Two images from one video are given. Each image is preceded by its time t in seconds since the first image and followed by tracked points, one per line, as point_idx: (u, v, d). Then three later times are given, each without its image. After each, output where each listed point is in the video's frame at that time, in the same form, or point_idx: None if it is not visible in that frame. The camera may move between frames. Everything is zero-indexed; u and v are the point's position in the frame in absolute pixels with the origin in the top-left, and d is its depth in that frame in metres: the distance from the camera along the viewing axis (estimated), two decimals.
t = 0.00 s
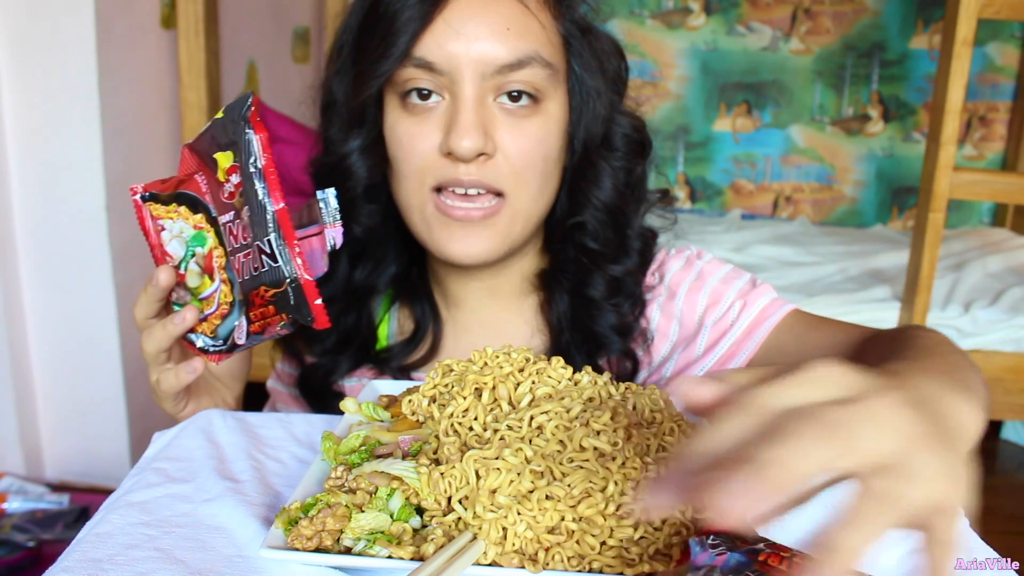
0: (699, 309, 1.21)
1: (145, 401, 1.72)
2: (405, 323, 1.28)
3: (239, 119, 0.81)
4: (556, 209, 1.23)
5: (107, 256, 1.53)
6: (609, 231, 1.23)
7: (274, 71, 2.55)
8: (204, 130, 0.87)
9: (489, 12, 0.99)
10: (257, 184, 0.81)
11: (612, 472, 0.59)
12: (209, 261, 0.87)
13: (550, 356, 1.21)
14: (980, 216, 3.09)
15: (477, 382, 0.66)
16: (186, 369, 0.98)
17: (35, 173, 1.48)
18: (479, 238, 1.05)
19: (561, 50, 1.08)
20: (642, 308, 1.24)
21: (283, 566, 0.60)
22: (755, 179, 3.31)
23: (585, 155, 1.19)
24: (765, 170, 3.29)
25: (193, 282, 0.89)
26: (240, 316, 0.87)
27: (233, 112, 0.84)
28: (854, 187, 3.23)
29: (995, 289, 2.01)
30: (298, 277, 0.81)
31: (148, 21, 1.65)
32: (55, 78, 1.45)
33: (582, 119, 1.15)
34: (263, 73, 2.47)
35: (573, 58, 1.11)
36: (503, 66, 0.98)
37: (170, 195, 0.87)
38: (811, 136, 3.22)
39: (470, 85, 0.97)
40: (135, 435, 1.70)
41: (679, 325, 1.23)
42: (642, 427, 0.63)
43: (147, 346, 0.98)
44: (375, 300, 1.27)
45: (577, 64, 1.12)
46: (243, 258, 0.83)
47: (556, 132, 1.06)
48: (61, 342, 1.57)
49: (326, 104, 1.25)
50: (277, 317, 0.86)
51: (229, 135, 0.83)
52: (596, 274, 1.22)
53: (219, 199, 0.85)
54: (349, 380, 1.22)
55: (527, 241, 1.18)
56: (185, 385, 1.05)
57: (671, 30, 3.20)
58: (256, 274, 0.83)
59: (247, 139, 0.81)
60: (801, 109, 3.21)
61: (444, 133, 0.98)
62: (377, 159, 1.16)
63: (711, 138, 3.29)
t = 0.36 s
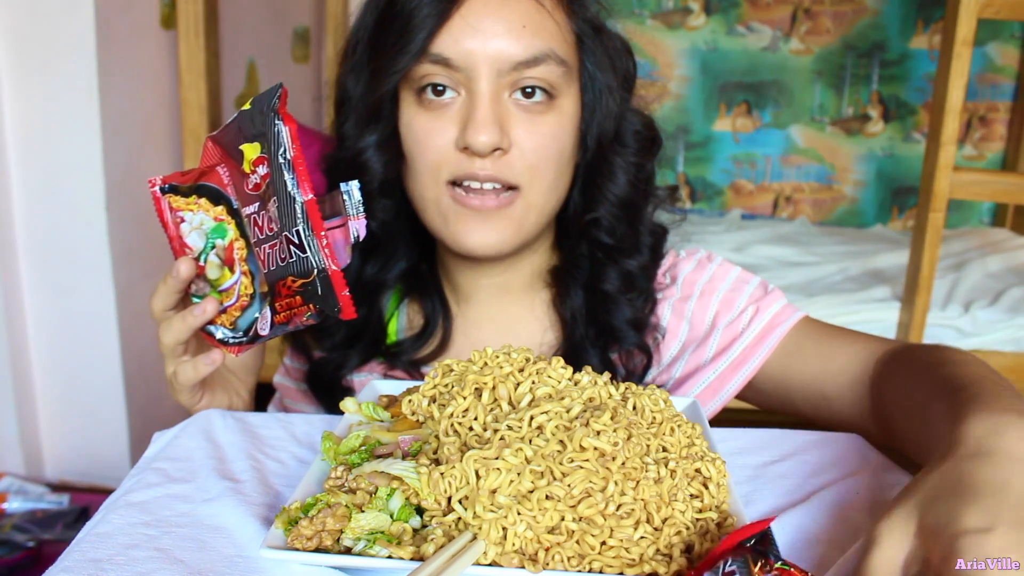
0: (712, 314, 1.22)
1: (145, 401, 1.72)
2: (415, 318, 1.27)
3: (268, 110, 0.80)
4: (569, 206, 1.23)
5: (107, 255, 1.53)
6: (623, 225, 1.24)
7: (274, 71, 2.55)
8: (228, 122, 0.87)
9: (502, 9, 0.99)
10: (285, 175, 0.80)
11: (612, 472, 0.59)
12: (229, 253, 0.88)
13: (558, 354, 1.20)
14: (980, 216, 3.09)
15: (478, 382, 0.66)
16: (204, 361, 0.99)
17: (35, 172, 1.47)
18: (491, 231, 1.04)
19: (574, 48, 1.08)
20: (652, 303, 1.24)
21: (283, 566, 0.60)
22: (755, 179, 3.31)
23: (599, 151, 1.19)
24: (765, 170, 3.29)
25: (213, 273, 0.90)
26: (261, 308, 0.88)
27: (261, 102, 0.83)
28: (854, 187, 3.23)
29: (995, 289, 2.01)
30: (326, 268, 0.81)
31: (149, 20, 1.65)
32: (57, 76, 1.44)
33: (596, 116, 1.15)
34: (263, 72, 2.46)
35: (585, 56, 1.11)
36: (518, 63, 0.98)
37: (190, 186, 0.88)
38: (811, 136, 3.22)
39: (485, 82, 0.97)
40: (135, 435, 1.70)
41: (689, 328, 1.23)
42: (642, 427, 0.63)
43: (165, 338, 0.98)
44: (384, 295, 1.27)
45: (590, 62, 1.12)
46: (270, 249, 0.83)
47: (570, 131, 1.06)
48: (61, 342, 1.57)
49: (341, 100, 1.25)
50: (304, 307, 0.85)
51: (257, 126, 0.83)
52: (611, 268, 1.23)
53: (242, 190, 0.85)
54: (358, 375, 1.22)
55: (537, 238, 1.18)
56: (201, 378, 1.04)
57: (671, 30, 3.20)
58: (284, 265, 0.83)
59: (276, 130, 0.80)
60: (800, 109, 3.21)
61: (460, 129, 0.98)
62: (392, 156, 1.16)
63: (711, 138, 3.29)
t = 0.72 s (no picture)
0: (699, 313, 1.22)
1: (145, 401, 1.72)
2: (415, 320, 1.28)
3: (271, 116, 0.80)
4: (568, 208, 1.22)
5: (106, 255, 1.53)
6: (621, 228, 1.23)
7: (274, 71, 2.55)
8: (231, 125, 0.87)
9: (504, 10, 0.99)
10: (286, 181, 0.80)
11: (612, 472, 0.59)
12: (230, 257, 0.88)
13: (558, 355, 1.21)
14: (980, 217, 3.09)
15: (478, 383, 0.66)
16: (203, 364, 0.99)
17: (35, 173, 1.47)
18: (491, 235, 1.04)
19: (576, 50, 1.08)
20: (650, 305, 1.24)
21: (284, 566, 0.60)
22: (755, 179, 3.31)
23: (598, 153, 1.19)
24: (765, 170, 3.29)
25: (214, 277, 0.90)
26: (261, 312, 0.88)
27: (265, 107, 0.82)
28: (854, 187, 3.23)
29: (995, 289, 2.01)
30: (325, 274, 0.81)
31: (149, 20, 1.65)
32: (56, 77, 1.45)
33: (596, 118, 1.14)
34: (263, 72, 2.47)
35: (586, 57, 1.11)
36: (519, 63, 0.98)
37: (192, 189, 0.88)
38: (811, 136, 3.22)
39: (486, 83, 0.97)
40: (136, 435, 1.70)
41: (682, 328, 1.24)
42: (642, 427, 0.63)
43: (165, 341, 0.98)
44: (385, 297, 1.27)
45: (591, 63, 1.12)
46: (270, 254, 0.83)
47: (570, 132, 1.06)
48: (61, 343, 1.57)
49: (341, 101, 1.25)
50: (303, 313, 0.85)
51: (259, 131, 0.82)
52: (609, 271, 1.23)
53: (244, 194, 0.85)
54: (357, 376, 1.22)
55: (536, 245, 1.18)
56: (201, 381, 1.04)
57: (671, 30, 3.20)
58: (284, 270, 0.83)
59: (279, 135, 0.80)
60: (801, 109, 3.21)
61: (461, 131, 0.98)
62: (393, 156, 1.15)
63: (711, 138, 3.29)
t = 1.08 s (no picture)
0: (704, 313, 1.22)
1: (145, 401, 1.72)
2: (410, 321, 1.27)
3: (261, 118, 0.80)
4: (564, 207, 1.23)
5: (106, 255, 1.53)
6: (617, 227, 1.24)
7: (275, 71, 2.55)
8: (223, 128, 0.87)
9: (501, 12, 0.99)
10: (276, 183, 0.80)
11: (612, 472, 0.59)
12: (223, 259, 0.88)
13: (556, 354, 1.21)
14: (980, 216, 3.09)
15: (477, 382, 0.66)
16: (197, 366, 0.99)
17: (35, 173, 1.47)
18: (491, 232, 1.04)
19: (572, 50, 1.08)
20: (646, 304, 1.24)
21: (284, 566, 0.60)
22: (755, 179, 3.31)
23: (593, 153, 1.20)
24: (765, 170, 3.29)
25: (207, 279, 0.90)
26: (253, 314, 0.88)
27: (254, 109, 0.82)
28: (854, 187, 3.23)
29: (995, 289, 2.01)
30: (315, 276, 0.81)
31: (148, 21, 1.65)
32: (56, 77, 1.45)
33: (591, 118, 1.15)
34: (263, 72, 2.47)
35: (582, 58, 1.12)
36: (515, 66, 0.98)
37: (185, 192, 0.88)
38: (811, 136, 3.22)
39: (484, 86, 0.97)
40: (135, 435, 1.70)
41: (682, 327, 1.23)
42: (642, 428, 0.63)
43: (160, 342, 0.98)
44: (381, 298, 1.27)
45: (587, 64, 1.12)
46: (261, 256, 0.83)
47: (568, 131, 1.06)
48: (62, 343, 1.57)
49: (335, 103, 1.25)
50: (294, 315, 0.84)
51: (250, 134, 0.82)
52: (604, 270, 1.23)
53: (236, 197, 0.85)
54: (357, 376, 1.22)
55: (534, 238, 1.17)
56: (197, 382, 1.05)
57: (671, 30, 3.19)
58: (273, 272, 0.83)
59: (268, 137, 0.80)
60: (801, 109, 3.21)
61: (460, 133, 0.98)
62: (389, 161, 1.14)
63: (711, 138, 3.29)
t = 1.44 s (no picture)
0: (705, 320, 1.22)
1: (145, 401, 1.72)
2: (413, 323, 1.27)
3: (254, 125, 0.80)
4: (569, 206, 1.23)
5: (106, 255, 1.53)
6: (622, 224, 1.24)
7: (275, 71, 2.55)
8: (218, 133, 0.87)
9: (504, 8, 0.99)
10: (268, 191, 0.79)
11: (612, 472, 0.59)
12: (219, 264, 0.88)
13: (557, 355, 1.21)
14: (980, 217, 3.09)
15: (478, 382, 0.66)
16: (194, 371, 0.99)
17: (35, 173, 1.47)
18: (497, 229, 1.04)
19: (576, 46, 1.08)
20: (648, 304, 1.24)
21: (283, 565, 0.60)
22: (755, 179, 3.31)
23: (598, 150, 1.20)
24: (765, 170, 3.29)
25: (203, 283, 0.90)
26: (249, 319, 0.88)
27: (248, 116, 0.82)
28: (854, 187, 3.23)
29: (995, 289, 2.01)
30: (308, 283, 0.81)
31: (148, 20, 1.65)
32: (56, 77, 1.45)
33: (596, 115, 1.16)
34: (263, 73, 2.47)
35: (586, 54, 1.12)
36: (523, 60, 0.98)
37: (181, 196, 0.88)
38: (811, 136, 3.22)
39: (490, 80, 0.97)
40: (135, 435, 1.70)
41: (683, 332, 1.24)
42: (642, 427, 0.63)
43: (157, 346, 0.98)
44: (381, 301, 1.27)
45: (591, 60, 1.12)
46: (254, 263, 0.83)
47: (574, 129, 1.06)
48: (62, 343, 1.57)
49: (336, 102, 1.25)
50: (288, 321, 0.85)
51: (243, 140, 0.82)
52: (609, 267, 1.23)
53: (231, 202, 0.85)
54: (360, 378, 1.22)
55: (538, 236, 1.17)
56: (193, 387, 1.05)
57: (671, 30, 3.19)
58: (268, 279, 0.83)
59: (261, 144, 0.80)
60: (801, 109, 3.21)
61: (466, 127, 0.98)
62: (394, 157, 1.12)
63: (711, 138, 3.29)
